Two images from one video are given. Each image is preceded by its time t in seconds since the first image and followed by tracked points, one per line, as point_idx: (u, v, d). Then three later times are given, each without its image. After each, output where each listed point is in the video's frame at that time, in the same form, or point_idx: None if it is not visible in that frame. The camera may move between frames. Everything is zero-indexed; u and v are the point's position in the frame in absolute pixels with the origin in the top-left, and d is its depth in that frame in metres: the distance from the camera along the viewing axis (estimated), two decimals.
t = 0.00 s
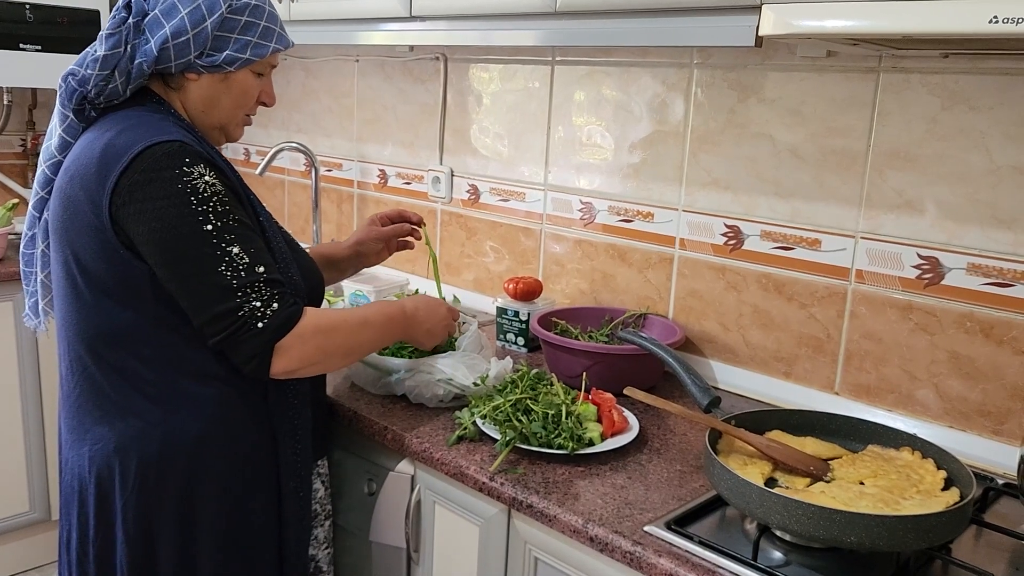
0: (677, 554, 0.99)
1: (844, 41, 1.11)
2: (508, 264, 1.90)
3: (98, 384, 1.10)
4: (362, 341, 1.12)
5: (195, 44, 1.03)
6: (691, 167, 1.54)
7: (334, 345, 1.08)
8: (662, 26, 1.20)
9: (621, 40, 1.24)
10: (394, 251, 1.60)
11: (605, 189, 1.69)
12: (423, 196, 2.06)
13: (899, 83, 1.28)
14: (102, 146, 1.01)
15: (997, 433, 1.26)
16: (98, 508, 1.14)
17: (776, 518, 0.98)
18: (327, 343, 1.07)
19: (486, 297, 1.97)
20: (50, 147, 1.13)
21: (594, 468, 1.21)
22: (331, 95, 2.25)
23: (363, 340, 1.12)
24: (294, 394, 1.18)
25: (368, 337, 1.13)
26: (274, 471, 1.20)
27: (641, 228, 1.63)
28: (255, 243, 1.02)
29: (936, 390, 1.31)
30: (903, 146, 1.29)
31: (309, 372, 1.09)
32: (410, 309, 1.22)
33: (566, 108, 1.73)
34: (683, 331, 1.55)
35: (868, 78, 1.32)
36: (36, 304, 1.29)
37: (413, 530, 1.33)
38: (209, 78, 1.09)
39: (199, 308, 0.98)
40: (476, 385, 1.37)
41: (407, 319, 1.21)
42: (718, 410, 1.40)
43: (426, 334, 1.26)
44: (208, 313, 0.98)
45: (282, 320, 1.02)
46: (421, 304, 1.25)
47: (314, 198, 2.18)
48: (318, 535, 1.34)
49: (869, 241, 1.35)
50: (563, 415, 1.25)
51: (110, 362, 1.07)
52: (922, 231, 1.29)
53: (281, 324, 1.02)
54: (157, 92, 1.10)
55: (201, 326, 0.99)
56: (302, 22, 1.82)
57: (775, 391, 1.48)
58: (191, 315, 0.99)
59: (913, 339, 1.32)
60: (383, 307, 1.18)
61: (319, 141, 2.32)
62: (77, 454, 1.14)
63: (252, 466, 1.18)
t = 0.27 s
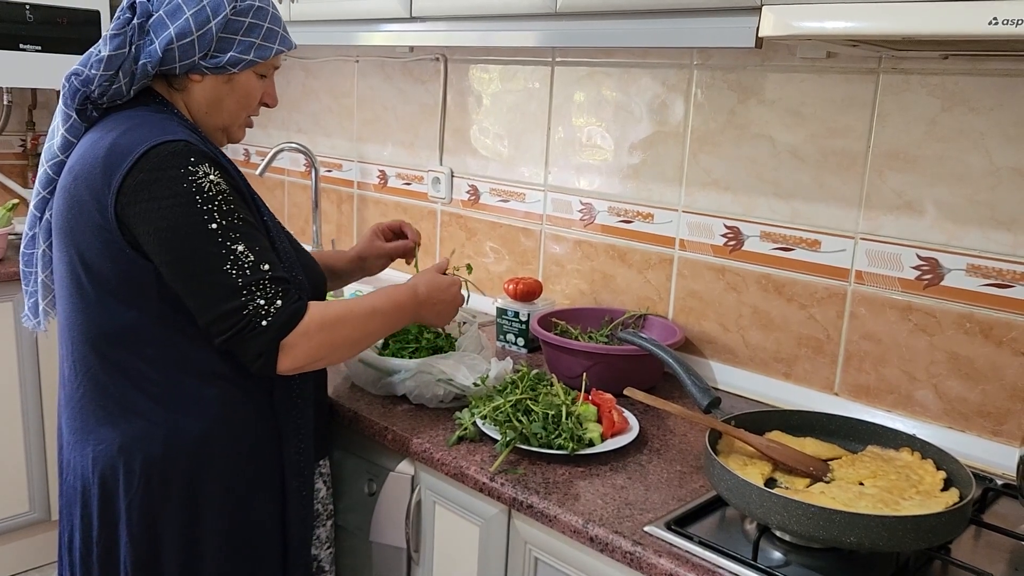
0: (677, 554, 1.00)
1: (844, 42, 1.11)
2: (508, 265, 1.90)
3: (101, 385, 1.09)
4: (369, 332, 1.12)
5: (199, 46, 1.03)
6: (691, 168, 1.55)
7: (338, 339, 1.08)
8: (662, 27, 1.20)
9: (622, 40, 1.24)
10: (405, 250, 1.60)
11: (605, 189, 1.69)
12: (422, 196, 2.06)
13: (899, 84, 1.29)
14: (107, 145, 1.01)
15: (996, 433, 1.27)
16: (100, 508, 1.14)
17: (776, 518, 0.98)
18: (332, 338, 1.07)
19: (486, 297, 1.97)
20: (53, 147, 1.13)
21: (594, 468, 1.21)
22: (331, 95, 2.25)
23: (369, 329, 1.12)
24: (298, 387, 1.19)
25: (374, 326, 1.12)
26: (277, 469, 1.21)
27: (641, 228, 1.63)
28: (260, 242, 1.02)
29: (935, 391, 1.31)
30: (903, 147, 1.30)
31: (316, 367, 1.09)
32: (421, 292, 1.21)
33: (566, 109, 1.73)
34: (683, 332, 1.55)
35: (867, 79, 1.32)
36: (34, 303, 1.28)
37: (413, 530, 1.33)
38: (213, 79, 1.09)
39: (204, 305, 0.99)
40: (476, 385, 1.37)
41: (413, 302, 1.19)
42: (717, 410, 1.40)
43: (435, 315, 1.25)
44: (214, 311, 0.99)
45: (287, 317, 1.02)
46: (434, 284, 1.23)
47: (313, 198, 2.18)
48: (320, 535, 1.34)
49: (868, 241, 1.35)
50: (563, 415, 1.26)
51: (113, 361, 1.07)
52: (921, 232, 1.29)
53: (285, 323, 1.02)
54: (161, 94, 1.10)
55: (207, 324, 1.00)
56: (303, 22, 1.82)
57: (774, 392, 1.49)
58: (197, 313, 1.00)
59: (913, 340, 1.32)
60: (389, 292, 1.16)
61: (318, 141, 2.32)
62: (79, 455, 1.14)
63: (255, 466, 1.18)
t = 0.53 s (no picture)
0: (677, 555, 1.00)
1: (844, 45, 1.12)
2: (508, 266, 1.91)
3: (103, 386, 1.09)
4: (372, 328, 1.12)
5: (199, 46, 1.03)
6: (690, 169, 1.55)
7: (340, 337, 1.08)
8: (662, 29, 1.21)
9: (622, 43, 1.25)
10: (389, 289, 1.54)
11: (605, 191, 1.69)
12: (423, 197, 2.06)
13: (898, 86, 1.29)
14: (106, 147, 1.01)
15: (994, 435, 1.27)
16: (102, 509, 1.15)
17: (776, 518, 0.98)
18: (334, 337, 1.07)
19: (486, 298, 1.97)
20: (55, 149, 1.13)
21: (594, 469, 1.21)
22: (331, 96, 2.26)
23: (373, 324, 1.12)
24: (301, 383, 1.20)
25: (377, 322, 1.13)
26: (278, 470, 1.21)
27: (641, 230, 1.64)
28: (258, 242, 1.02)
29: (934, 393, 1.32)
30: (902, 149, 1.30)
31: (320, 365, 1.10)
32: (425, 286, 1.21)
33: (566, 110, 1.74)
34: (683, 333, 1.55)
35: (867, 82, 1.32)
36: (38, 305, 1.29)
37: (414, 530, 1.33)
38: (214, 79, 1.09)
39: (204, 306, 0.99)
40: (476, 386, 1.37)
41: (417, 295, 1.19)
42: (717, 411, 1.41)
43: (441, 305, 1.26)
44: (213, 312, 0.99)
45: (286, 317, 1.03)
46: (438, 275, 1.24)
47: (314, 199, 2.18)
48: (321, 536, 1.34)
49: (867, 243, 1.35)
50: (563, 416, 1.26)
51: (115, 362, 1.08)
52: (920, 234, 1.30)
53: (282, 325, 1.02)
54: (162, 95, 1.10)
55: (207, 325, 1.00)
56: (303, 24, 1.82)
57: (774, 393, 1.49)
58: (196, 314, 1.00)
59: (911, 342, 1.33)
60: (391, 286, 1.16)
61: (319, 142, 2.33)
62: (81, 455, 1.14)
63: (256, 466, 1.18)
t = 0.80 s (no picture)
0: (675, 555, 1.00)
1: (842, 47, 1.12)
2: (506, 266, 1.91)
3: (103, 386, 1.09)
4: (375, 340, 1.17)
5: (200, 47, 1.03)
6: (689, 170, 1.55)
7: (355, 337, 1.13)
8: (662, 30, 1.21)
9: (621, 43, 1.25)
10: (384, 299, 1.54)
11: (603, 191, 1.69)
12: (421, 197, 2.06)
13: (896, 88, 1.29)
14: (110, 148, 1.01)
15: (992, 436, 1.27)
16: (100, 509, 1.14)
17: (774, 519, 0.98)
18: (347, 337, 1.11)
19: (484, 298, 1.97)
20: (55, 149, 1.13)
21: (592, 469, 1.22)
22: (330, 96, 2.26)
23: (376, 337, 1.17)
24: (303, 381, 1.21)
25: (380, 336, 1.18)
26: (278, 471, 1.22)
27: (639, 231, 1.64)
28: (271, 240, 1.04)
29: (931, 393, 1.32)
30: (900, 150, 1.30)
31: (330, 365, 1.12)
32: (418, 305, 1.28)
33: (565, 111, 1.74)
34: (681, 334, 1.56)
35: (865, 83, 1.33)
36: (37, 305, 1.29)
37: (412, 531, 1.33)
38: (215, 81, 1.09)
39: (220, 307, 1.00)
40: (475, 386, 1.37)
41: (414, 314, 1.26)
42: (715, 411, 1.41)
43: (437, 328, 1.31)
44: (233, 311, 1.00)
45: (306, 313, 1.05)
46: (429, 299, 1.32)
47: (312, 199, 2.18)
48: (319, 537, 1.34)
49: (865, 244, 1.35)
50: (561, 417, 1.26)
51: (115, 363, 1.08)
52: (918, 235, 1.30)
53: (306, 318, 1.05)
54: (163, 96, 1.11)
55: (224, 325, 1.01)
56: (303, 24, 1.83)
57: (772, 394, 1.49)
58: (212, 314, 1.01)
59: (909, 342, 1.33)
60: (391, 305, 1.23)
61: (317, 142, 2.33)
62: (80, 455, 1.14)
63: (257, 467, 1.19)
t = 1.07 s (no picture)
0: (673, 555, 1.00)
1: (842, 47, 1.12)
2: (505, 265, 1.91)
3: (105, 385, 1.09)
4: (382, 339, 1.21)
5: (206, 46, 1.04)
6: (688, 170, 1.55)
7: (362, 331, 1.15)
8: (661, 29, 1.21)
9: (620, 43, 1.25)
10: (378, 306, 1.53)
11: (602, 191, 1.69)
12: (420, 197, 2.06)
13: (895, 88, 1.29)
14: (117, 145, 1.01)
15: (990, 436, 1.27)
16: (100, 508, 1.14)
17: (772, 519, 0.98)
18: (357, 330, 1.14)
19: (483, 298, 1.97)
20: (56, 146, 1.13)
21: (590, 469, 1.22)
22: (329, 95, 2.26)
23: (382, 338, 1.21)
24: (302, 380, 1.21)
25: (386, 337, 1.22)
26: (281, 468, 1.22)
27: (638, 230, 1.64)
28: (278, 233, 1.04)
29: (930, 393, 1.32)
30: (899, 150, 1.30)
31: (335, 359, 1.14)
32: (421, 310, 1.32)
33: (564, 110, 1.74)
34: (679, 333, 1.55)
35: (864, 83, 1.32)
36: (34, 305, 1.29)
37: (410, 530, 1.33)
38: (220, 80, 1.09)
39: (229, 300, 1.00)
40: (473, 385, 1.37)
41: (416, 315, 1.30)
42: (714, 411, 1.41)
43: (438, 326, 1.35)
44: (242, 304, 1.00)
45: (315, 305, 1.05)
46: (428, 302, 1.36)
47: (311, 198, 2.18)
48: (320, 535, 1.34)
49: (864, 244, 1.35)
50: (559, 416, 1.26)
51: (118, 361, 1.07)
52: (917, 235, 1.30)
53: (316, 308, 1.06)
54: (166, 94, 1.10)
55: (233, 318, 1.01)
56: (301, 23, 1.82)
57: (770, 394, 1.49)
58: (220, 308, 1.01)
59: (908, 342, 1.33)
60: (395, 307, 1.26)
61: (316, 141, 2.32)
62: (82, 454, 1.14)
63: (259, 464, 1.19)
